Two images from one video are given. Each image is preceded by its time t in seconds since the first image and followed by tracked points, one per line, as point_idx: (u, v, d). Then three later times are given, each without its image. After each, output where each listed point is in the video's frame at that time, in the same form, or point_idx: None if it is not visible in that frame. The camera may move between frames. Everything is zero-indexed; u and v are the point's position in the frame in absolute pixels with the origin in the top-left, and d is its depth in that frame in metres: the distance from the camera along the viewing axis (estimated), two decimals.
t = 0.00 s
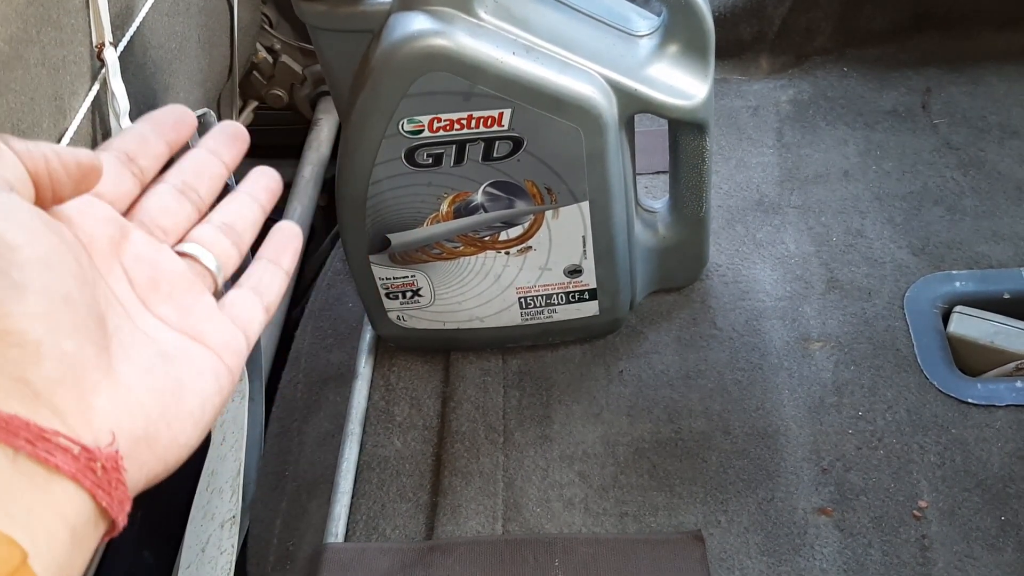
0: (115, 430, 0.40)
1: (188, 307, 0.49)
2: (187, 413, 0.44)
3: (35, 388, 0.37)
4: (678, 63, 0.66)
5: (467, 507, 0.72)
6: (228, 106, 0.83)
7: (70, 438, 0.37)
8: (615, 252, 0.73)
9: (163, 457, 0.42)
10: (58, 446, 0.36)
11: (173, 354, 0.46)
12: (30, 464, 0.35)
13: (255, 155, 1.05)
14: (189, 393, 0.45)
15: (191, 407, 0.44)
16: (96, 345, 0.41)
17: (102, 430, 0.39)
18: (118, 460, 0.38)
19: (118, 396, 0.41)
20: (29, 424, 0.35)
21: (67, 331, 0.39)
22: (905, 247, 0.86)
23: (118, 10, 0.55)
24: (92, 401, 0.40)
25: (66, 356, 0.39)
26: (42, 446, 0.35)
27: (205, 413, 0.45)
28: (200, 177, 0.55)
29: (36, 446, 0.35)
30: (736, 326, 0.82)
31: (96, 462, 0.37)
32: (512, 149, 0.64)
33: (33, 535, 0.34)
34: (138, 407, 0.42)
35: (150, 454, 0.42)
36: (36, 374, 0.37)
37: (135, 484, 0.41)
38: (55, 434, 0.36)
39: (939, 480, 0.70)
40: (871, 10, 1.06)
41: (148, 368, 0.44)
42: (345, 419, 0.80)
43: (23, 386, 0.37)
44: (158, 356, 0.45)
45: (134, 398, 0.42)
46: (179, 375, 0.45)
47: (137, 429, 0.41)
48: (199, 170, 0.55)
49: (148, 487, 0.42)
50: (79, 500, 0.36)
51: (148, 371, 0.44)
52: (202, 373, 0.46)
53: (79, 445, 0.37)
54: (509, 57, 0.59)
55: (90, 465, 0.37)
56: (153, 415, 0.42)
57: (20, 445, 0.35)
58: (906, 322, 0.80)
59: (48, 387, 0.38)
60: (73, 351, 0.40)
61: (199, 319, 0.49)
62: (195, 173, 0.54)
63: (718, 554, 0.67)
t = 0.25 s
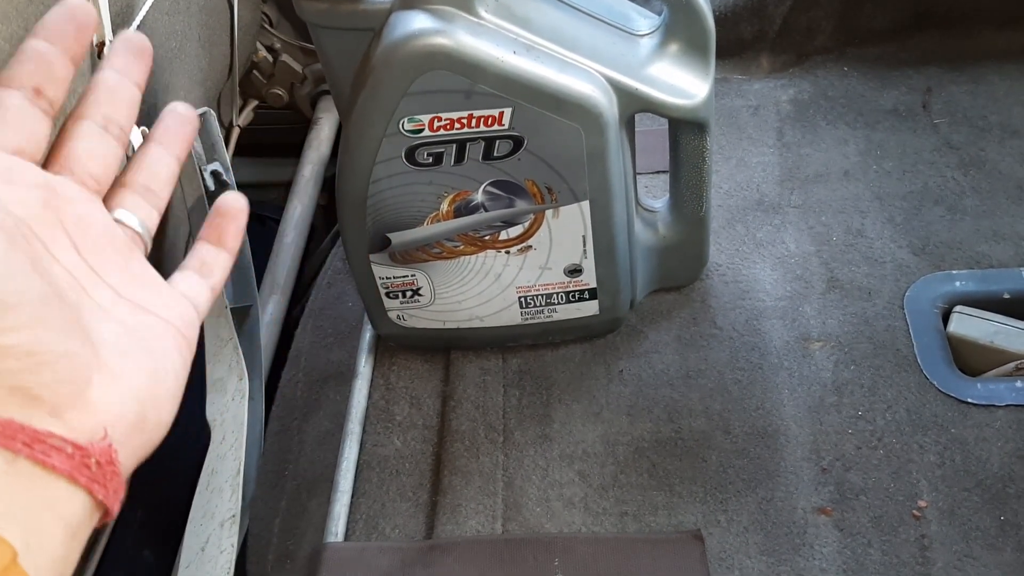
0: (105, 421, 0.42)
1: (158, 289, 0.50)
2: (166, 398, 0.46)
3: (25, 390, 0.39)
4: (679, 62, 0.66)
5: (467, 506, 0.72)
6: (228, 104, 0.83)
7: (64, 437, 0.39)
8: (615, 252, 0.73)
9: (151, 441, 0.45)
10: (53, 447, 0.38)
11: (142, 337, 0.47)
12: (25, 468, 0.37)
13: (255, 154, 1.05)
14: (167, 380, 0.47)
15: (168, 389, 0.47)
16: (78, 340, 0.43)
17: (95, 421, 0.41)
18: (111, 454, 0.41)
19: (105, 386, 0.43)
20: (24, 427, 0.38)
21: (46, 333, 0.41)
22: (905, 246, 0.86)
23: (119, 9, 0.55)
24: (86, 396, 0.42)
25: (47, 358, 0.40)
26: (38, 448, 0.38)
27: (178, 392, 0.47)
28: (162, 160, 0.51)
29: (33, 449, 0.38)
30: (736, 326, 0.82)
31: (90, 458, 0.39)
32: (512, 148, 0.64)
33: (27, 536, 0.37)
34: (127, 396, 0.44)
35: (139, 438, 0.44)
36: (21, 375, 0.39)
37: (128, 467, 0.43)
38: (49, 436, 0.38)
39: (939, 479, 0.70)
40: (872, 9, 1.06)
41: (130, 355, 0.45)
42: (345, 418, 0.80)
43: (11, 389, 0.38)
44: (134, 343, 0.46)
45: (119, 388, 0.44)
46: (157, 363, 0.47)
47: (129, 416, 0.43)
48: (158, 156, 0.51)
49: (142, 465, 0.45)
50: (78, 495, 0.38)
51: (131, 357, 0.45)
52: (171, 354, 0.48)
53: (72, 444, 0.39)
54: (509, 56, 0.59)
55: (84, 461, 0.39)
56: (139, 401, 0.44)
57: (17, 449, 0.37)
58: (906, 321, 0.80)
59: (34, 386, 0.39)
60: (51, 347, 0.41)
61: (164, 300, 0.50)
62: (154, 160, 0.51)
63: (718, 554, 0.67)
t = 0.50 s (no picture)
0: (123, 431, 0.40)
1: (171, 296, 0.48)
2: (185, 409, 0.44)
3: (47, 394, 0.37)
4: (678, 63, 0.66)
5: (467, 506, 0.72)
6: (228, 105, 0.83)
7: (80, 443, 0.37)
8: (614, 253, 0.73)
9: (167, 454, 0.42)
10: (68, 452, 0.36)
11: (160, 345, 0.45)
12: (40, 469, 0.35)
13: (255, 155, 1.06)
14: (185, 389, 0.44)
15: (190, 402, 0.44)
16: (100, 344, 0.41)
17: (111, 431, 0.39)
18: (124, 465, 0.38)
19: (127, 396, 0.41)
20: (42, 429, 0.35)
21: (73, 337, 0.39)
22: (904, 247, 0.86)
23: (119, 9, 0.55)
24: (103, 403, 0.40)
25: (72, 360, 0.39)
26: (52, 453, 0.36)
27: (202, 407, 0.45)
28: (159, 153, 0.50)
29: (47, 452, 0.35)
30: (735, 326, 0.82)
31: (103, 468, 0.37)
32: (511, 149, 0.64)
33: (39, 540, 0.34)
34: (144, 404, 0.42)
35: (154, 452, 0.41)
36: (49, 381, 0.37)
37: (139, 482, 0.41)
38: (65, 440, 0.36)
39: (937, 480, 0.70)
40: (871, 11, 1.06)
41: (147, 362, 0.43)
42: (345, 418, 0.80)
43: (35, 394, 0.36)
44: (152, 350, 0.44)
45: (138, 396, 0.42)
46: (175, 371, 0.44)
47: (145, 428, 0.41)
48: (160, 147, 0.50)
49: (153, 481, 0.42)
50: (86, 506, 0.36)
51: (148, 366, 0.43)
52: (196, 366, 0.46)
53: (87, 451, 0.37)
54: (509, 57, 0.59)
55: (96, 471, 0.37)
56: (156, 411, 0.42)
57: (32, 451, 0.35)
58: (905, 322, 0.80)
59: (63, 394, 0.38)
60: (78, 350, 0.39)
61: (184, 315, 0.48)
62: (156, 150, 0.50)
63: (716, 555, 0.67)
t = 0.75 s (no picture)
0: (123, 430, 0.40)
1: (170, 296, 0.48)
2: (185, 408, 0.44)
3: (49, 392, 0.37)
4: (678, 62, 0.66)
5: (466, 506, 0.72)
6: (227, 104, 0.83)
7: (81, 441, 0.37)
8: (614, 252, 0.73)
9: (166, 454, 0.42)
10: (70, 449, 0.36)
11: (160, 345, 0.45)
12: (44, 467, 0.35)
13: (254, 154, 1.05)
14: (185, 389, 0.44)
15: (190, 402, 0.44)
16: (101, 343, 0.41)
17: (112, 430, 0.39)
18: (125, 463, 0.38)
19: (128, 395, 0.41)
20: (44, 426, 0.35)
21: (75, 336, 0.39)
22: (904, 247, 0.86)
23: (118, 8, 0.55)
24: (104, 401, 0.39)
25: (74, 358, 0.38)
26: (55, 450, 0.35)
27: (201, 407, 0.45)
28: (164, 152, 0.50)
29: (49, 449, 0.35)
30: (735, 326, 0.82)
31: (105, 465, 0.37)
32: (511, 148, 0.64)
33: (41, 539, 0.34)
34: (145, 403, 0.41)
35: (153, 452, 0.41)
36: (50, 378, 0.37)
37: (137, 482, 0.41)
38: (68, 437, 0.36)
39: (937, 479, 0.70)
40: (871, 10, 1.06)
41: (146, 361, 0.43)
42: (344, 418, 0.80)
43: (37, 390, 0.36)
44: (151, 350, 0.44)
45: (139, 395, 0.41)
46: (175, 371, 0.44)
47: (145, 428, 0.41)
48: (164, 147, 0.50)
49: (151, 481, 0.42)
50: (89, 504, 0.36)
51: (147, 365, 0.43)
52: (195, 367, 0.45)
53: (89, 449, 0.37)
54: (509, 56, 0.59)
55: (98, 468, 0.37)
56: (156, 411, 0.42)
57: (35, 448, 0.35)
58: (905, 321, 0.80)
59: (65, 392, 0.37)
60: (79, 349, 0.39)
61: (184, 317, 0.48)
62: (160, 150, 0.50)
63: (716, 554, 0.67)
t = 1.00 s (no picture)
0: (127, 428, 0.40)
1: (170, 290, 0.49)
2: (188, 404, 0.44)
3: (54, 390, 0.37)
4: (680, 62, 0.66)
5: (469, 503, 0.72)
6: (230, 103, 0.84)
7: (87, 438, 0.37)
8: (616, 251, 0.73)
9: (170, 450, 0.43)
10: (76, 446, 0.36)
11: (165, 344, 0.45)
12: (48, 464, 0.35)
13: (257, 153, 1.06)
14: (188, 387, 0.45)
15: (192, 399, 0.45)
16: (107, 341, 0.41)
17: (116, 428, 0.39)
18: (129, 460, 0.39)
19: (132, 393, 0.41)
20: (49, 424, 0.36)
21: (84, 334, 0.39)
22: (905, 246, 0.87)
23: (123, 7, 0.55)
24: (108, 399, 0.40)
25: (81, 356, 0.39)
26: (61, 447, 0.36)
27: (203, 405, 0.45)
28: (167, 146, 0.50)
29: (55, 447, 0.36)
30: (736, 325, 0.82)
31: (109, 462, 0.37)
32: (514, 147, 0.65)
33: (48, 535, 0.34)
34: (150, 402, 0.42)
35: (156, 449, 0.42)
36: (56, 375, 0.37)
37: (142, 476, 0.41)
38: (73, 434, 0.37)
39: (937, 478, 0.70)
40: (872, 11, 1.06)
41: (149, 358, 0.44)
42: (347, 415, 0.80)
43: (41, 388, 0.37)
44: (154, 348, 0.45)
45: (144, 393, 0.42)
46: (177, 369, 0.45)
47: (150, 425, 0.41)
48: (167, 142, 0.50)
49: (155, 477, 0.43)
50: (94, 501, 0.36)
51: (151, 363, 0.44)
52: (197, 366, 0.46)
53: (94, 446, 0.37)
54: (512, 55, 0.59)
55: (103, 465, 0.37)
56: (161, 408, 0.42)
57: (41, 446, 0.35)
58: (906, 321, 0.81)
59: (70, 389, 0.38)
60: (86, 346, 0.40)
61: (186, 315, 0.48)
62: (163, 145, 0.50)
63: (718, 552, 0.68)
